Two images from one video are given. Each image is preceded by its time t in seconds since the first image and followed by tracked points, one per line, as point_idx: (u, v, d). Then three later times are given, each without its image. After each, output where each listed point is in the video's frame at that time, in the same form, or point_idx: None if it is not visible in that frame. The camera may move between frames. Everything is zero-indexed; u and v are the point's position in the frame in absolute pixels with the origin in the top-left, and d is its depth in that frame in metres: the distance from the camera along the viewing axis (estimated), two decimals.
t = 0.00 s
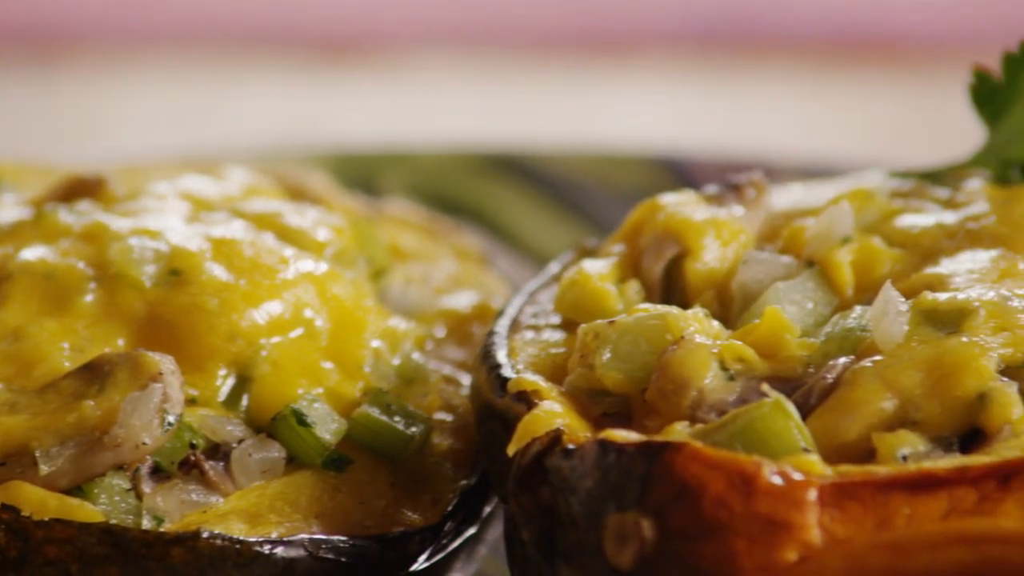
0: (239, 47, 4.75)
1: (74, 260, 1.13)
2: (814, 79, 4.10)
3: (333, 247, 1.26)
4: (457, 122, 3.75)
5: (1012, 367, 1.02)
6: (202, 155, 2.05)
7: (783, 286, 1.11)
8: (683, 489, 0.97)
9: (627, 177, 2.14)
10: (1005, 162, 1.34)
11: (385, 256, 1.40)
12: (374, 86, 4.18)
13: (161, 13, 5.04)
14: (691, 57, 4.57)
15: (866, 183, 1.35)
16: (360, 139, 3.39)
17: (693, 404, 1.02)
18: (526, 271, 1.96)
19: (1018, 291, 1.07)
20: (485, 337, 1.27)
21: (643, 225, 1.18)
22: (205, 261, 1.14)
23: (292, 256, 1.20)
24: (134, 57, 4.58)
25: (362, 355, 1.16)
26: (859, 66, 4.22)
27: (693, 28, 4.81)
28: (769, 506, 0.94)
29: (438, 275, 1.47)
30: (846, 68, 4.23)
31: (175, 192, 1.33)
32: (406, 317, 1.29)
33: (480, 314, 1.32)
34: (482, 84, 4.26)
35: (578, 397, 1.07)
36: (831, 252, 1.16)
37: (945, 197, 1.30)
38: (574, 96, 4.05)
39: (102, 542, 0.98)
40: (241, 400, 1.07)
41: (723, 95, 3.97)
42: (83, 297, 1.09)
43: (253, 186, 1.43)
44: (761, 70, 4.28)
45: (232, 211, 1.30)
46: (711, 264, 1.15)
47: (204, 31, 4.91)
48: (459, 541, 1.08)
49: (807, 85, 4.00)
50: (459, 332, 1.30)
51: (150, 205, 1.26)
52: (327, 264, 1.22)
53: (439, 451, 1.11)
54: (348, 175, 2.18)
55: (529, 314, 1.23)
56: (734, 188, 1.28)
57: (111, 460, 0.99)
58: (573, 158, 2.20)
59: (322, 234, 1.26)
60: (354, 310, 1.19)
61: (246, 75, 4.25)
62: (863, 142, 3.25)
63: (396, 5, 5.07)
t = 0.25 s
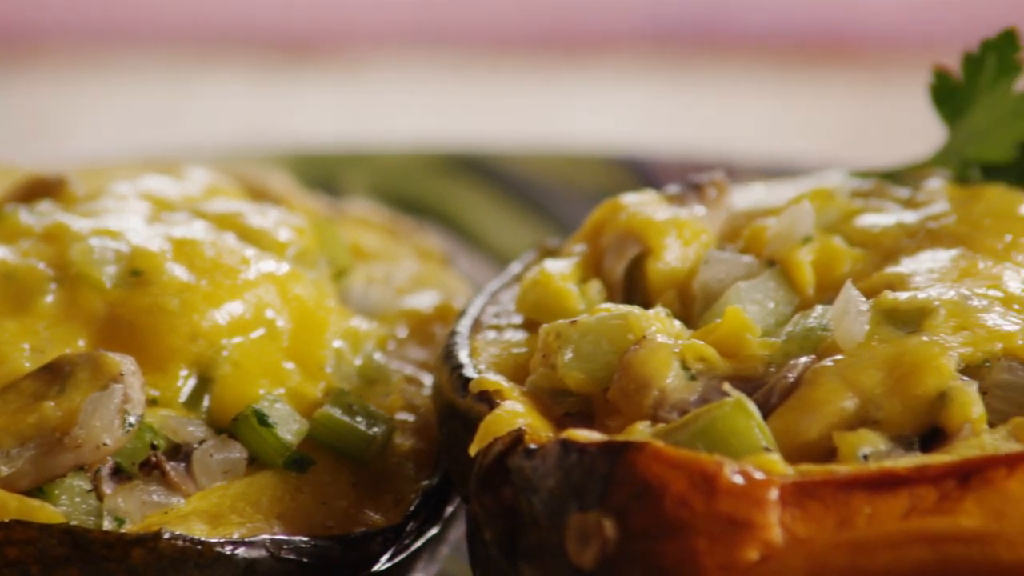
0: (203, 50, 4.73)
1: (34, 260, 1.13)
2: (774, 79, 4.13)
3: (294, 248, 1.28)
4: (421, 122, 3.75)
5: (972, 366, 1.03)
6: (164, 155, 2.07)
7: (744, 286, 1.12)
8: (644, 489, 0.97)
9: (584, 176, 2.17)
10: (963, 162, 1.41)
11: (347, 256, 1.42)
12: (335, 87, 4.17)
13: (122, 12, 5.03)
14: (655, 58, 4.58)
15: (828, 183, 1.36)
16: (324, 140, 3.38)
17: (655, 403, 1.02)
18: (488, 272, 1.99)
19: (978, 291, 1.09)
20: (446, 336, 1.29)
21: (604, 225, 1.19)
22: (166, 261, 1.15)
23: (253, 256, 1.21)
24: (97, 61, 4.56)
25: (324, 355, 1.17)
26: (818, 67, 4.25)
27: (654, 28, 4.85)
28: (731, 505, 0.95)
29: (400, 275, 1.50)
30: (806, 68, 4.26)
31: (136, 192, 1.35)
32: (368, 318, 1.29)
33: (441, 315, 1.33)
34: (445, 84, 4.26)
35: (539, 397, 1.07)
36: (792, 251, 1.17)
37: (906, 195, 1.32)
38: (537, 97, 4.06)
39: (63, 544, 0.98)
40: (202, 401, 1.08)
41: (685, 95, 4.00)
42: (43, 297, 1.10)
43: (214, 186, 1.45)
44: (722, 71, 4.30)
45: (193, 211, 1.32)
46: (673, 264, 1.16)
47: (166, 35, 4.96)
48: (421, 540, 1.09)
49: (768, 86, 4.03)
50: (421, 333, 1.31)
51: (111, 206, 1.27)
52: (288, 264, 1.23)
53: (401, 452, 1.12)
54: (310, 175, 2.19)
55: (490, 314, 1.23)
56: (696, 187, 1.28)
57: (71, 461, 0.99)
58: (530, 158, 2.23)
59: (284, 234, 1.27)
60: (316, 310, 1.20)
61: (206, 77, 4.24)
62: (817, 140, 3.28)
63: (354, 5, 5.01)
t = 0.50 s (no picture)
0: (169, 50, 4.71)
1: None
2: (739, 77, 4.14)
3: (258, 248, 1.34)
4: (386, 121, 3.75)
5: (935, 366, 1.04)
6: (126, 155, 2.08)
7: (709, 286, 1.12)
8: (609, 488, 0.98)
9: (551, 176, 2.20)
10: (926, 162, 1.40)
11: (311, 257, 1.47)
12: (298, 86, 4.17)
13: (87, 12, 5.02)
14: (621, 58, 4.59)
15: (791, 184, 1.36)
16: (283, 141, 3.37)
17: (620, 403, 1.03)
18: (452, 272, 2.03)
19: (941, 290, 1.09)
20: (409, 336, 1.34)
21: (569, 225, 1.20)
22: (130, 262, 1.20)
23: (217, 257, 1.26)
24: (59, 60, 4.53)
25: (288, 355, 1.22)
26: (782, 66, 4.27)
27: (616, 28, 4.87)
28: (695, 504, 0.96)
29: (364, 276, 1.53)
30: (771, 66, 4.27)
31: (99, 192, 1.40)
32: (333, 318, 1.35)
33: (406, 316, 1.38)
34: (410, 83, 4.27)
35: (504, 397, 1.08)
36: (756, 251, 1.18)
37: (869, 195, 1.32)
38: (500, 96, 4.06)
39: (26, 544, 1.00)
40: (166, 401, 1.12)
41: (649, 94, 4.01)
42: (7, 298, 1.14)
43: (177, 186, 1.51)
44: (687, 71, 4.31)
45: (157, 211, 1.37)
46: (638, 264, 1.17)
47: (129, 36, 4.95)
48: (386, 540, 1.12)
49: (734, 85, 4.04)
50: (385, 334, 1.36)
51: (75, 206, 1.32)
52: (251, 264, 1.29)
53: (366, 452, 1.15)
54: (273, 175, 2.20)
55: (454, 314, 1.24)
56: (658, 187, 1.30)
57: (35, 462, 1.02)
58: (495, 157, 2.25)
59: (247, 235, 1.33)
60: (279, 311, 1.25)
61: (168, 77, 4.22)
62: (776, 138, 3.30)
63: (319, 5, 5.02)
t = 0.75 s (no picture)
0: (135, 48, 4.69)
1: None
2: (704, 77, 4.16)
3: (224, 247, 1.36)
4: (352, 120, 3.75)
5: (899, 365, 1.04)
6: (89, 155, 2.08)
7: (674, 285, 1.12)
8: (574, 489, 0.98)
9: (516, 176, 2.22)
10: (890, 161, 1.40)
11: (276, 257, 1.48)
12: (264, 84, 4.17)
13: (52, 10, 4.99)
14: (588, 57, 4.61)
15: (756, 184, 1.36)
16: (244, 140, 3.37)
17: (585, 403, 1.03)
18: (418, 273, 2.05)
19: (905, 290, 1.09)
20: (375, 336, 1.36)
21: (534, 225, 1.21)
22: (93, 262, 1.21)
23: (181, 257, 1.28)
24: (24, 58, 4.50)
25: (252, 356, 1.23)
26: (747, 65, 4.30)
27: (580, 32, 4.92)
28: (660, 504, 0.96)
29: (330, 277, 1.54)
30: (737, 66, 4.29)
31: (63, 193, 1.42)
32: (298, 318, 1.36)
33: (371, 316, 1.41)
34: (377, 82, 4.28)
35: (469, 396, 1.09)
36: (720, 251, 1.18)
37: (834, 195, 1.33)
38: (466, 95, 4.07)
39: None
40: (130, 402, 1.15)
41: (614, 92, 4.03)
42: None
43: (141, 187, 1.53)
44: (653, 70, 4.33)
45: (121, 211, 1.39)
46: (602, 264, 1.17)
47: (92, 32, 4.89)
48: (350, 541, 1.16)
49: (701, 84, 4.05)
50: (350, 335, 1.38)
51: (39, 207, 1.33)
52: (216, 264, 1.30)
53: (331, 453, 1.19)
54: (236, 174, 2.21)
55: (420, 314, 1.24)
56: (623, 187, 1.31)
57: None
58: (457, 157, 2.27)
59: (212, 235, 1.34)
60: (244, 311, 1.27)
61: (133, 75, 4.21)
62: (736, 138, 3.32)
63: (289, 6, 5.05)
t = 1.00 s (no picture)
0: (105, 49, 4.67)
1: None
2: (672, 77, 4.18)
3: (188, 249, 1.39)
4: (318, 121, 3.75)
5: (864, 364, 1.04)
6: (53, 156, 2.08)
7: (640, 286, 1.13)
8: (540, 489, 0.98)
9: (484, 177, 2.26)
10: (855, 161, 1.40)
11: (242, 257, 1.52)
12: (231, 85, 4.16)
13: (23, 13, 5.01)
14: (557, 58, 4.62)
15: (722, 184, 1.37)
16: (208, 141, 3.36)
17: (551, 403, 1.03)
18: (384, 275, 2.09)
19: (870, 289, 1.10)
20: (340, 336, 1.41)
21: (500, 224, 1.21)
22: (58, 262, 1.22)
23: (147, 258, 1.30)
24: None
25: (218, 356, 1.26)
26: (716, 65, 4.33)
27: (550, 32, 4.94)
28: (626, 504, 0.96)
29: (296, 276, 1.58)
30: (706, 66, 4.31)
31: (28, 195, 1.43)
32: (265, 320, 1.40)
33: (337, 316, 1.45)
34: (346, 83, 4.28)
35: (435, 396, 1.09)
36: (686, 251, 1.18)
37: (798, 195, 1.33)
38: (433, 95, 4.07)
39: None
40: (95, 402, 1.15)
41: (580, 92, 4.05)
42: None
43: (106, 188, 1.54)
44: (621, 70, 4.34)
45: (86, 212, 1.41)
46: (569, 264, 1.17)
47: (54, 33, 4.88)
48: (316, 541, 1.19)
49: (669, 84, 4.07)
50: (315, 335, 1.42)
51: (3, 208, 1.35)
52: (181, 265, 1.33)
53: (297, 453, 1.21)
54: (202, 175, 2.24)
55: (386, 314, 1.25)
56: (590, 187, 1.31)
57: None
58: (422, 157, 2.32)
59: (178, 237, 1.38)
60: (209, 312, 1.30)
61: (99, 77, 4.19)
62: (699, 137, 3.35)
63: (258, 7, 5.07)
